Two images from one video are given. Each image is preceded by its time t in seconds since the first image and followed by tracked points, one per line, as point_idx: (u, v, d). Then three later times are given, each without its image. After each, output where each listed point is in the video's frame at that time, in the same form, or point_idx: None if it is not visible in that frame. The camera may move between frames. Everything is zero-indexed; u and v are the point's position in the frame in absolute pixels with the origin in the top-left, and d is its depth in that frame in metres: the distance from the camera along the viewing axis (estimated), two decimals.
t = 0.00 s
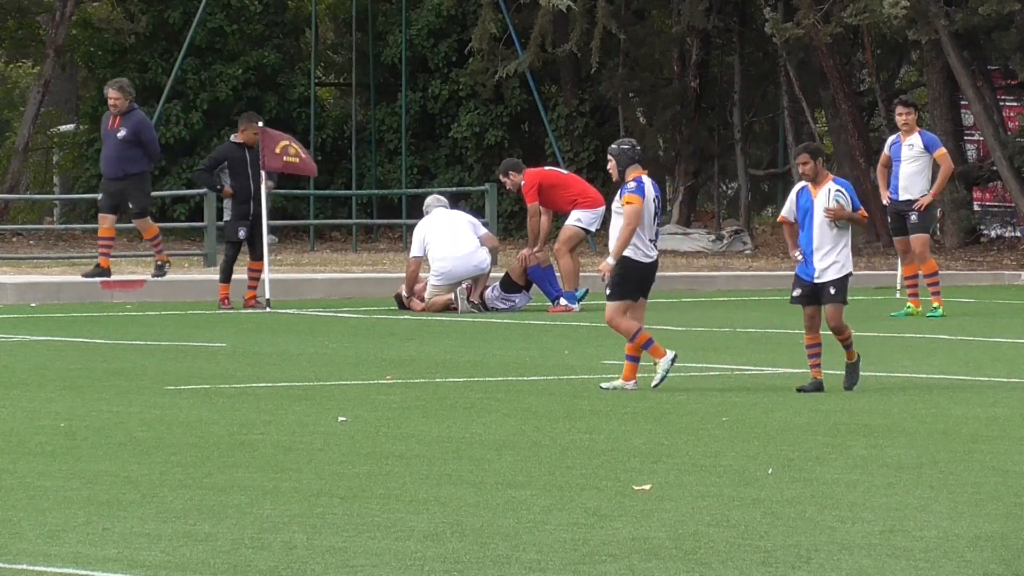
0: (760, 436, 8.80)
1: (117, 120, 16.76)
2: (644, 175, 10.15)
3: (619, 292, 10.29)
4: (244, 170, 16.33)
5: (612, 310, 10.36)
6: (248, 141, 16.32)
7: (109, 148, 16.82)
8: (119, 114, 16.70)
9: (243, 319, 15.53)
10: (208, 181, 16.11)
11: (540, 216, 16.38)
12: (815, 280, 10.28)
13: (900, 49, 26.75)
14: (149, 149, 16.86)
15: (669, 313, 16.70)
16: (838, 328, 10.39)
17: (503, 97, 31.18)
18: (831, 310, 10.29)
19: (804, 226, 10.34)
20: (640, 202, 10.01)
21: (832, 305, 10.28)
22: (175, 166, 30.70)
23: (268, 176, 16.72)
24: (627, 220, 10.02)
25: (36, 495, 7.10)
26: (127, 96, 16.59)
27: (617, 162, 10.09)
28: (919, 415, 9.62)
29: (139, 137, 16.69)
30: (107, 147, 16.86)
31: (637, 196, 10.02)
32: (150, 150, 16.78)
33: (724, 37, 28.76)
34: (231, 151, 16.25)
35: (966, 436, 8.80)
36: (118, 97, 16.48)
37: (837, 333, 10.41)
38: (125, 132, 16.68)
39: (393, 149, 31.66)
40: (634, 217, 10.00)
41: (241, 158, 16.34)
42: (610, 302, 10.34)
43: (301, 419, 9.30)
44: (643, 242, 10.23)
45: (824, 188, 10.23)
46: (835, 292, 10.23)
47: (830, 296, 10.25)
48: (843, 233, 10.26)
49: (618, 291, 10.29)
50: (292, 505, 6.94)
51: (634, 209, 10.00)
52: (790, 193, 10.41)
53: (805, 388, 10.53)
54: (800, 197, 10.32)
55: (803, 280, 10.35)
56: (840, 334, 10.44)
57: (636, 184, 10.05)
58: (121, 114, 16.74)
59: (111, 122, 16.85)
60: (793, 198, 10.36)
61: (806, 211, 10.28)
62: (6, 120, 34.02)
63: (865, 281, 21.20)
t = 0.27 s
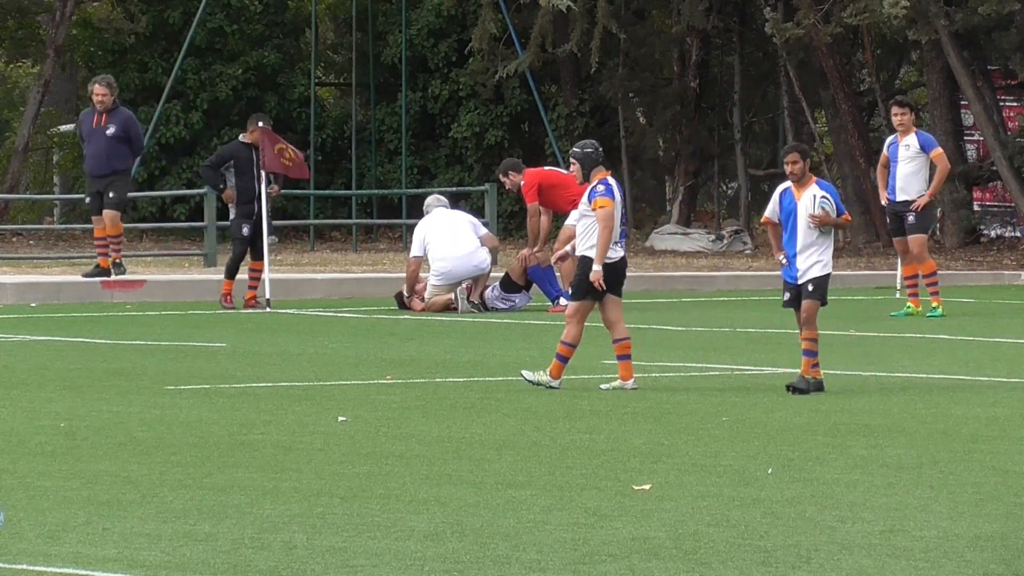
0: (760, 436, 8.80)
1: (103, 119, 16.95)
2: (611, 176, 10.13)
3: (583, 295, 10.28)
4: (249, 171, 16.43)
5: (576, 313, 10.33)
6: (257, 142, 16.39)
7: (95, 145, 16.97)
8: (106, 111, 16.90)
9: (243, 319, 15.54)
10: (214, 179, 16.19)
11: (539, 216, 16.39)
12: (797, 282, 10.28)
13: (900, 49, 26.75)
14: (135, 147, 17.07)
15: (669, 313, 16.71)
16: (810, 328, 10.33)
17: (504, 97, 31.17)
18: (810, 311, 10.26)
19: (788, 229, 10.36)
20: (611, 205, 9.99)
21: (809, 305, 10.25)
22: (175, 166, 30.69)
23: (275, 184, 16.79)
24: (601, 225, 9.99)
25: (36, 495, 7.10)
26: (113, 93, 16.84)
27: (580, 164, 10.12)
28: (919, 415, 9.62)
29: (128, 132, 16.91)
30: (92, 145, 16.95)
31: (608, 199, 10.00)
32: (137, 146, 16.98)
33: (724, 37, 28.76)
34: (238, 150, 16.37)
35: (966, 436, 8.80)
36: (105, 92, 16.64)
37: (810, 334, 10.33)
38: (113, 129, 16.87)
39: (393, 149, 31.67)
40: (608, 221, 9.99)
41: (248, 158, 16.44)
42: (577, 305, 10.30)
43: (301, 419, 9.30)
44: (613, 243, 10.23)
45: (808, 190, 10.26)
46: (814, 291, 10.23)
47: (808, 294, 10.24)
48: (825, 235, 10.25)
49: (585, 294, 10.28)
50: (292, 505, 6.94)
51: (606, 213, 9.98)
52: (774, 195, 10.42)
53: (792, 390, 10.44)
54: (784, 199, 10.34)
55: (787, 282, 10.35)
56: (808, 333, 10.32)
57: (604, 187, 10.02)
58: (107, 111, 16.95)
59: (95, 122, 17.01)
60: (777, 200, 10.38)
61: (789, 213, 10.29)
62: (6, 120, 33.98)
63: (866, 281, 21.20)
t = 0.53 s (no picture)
0: (760, 436, 8.80)
1: (99, 120, 16.85)
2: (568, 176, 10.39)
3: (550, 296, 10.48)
4: (253, 170, 16.40)
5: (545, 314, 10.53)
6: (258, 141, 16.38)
7: (89, 146, 16.85)
8: (103, 113, 16.82)
9: (243, 319, 15.54)
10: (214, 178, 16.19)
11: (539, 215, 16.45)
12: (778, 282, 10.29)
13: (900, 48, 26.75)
14: (127, 153, 17.00)
15: (668, 313, 16.71)
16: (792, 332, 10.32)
17: (504, 97, 31.17)
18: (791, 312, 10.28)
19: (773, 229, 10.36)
20: (564, 208, 10.23)
21: (790, 307, 10.28)
22: (175, 166, 30.68)
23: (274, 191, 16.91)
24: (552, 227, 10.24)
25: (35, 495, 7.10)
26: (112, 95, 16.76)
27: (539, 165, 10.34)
28: (919, 415, 9.62)
29: (123, 137, 16.84)
30: (84, 144, 16.85)
31: (561, 202, 10.24)
32: (131, 151, 16.93)
33: (724, 37, 28.77)
34: (241, 149, 16.35)
35: (966, 436, 8.80)
36: (106, 92, 16.54)
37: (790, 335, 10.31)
38: (110, 131, 16.79)
39: (393, 149, 31.67)
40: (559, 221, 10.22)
41: (251, 158, 16.38)
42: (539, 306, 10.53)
43: (301, 419, 9.30)
44: (568, 241, 10.48)
45: (795, 191, 10.25)
46: (794, 294, 10.25)
47: (789, 296, 10.27)
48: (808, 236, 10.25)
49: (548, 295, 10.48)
50: (292, 505, 6.94)
51: (557, 213, 10.22)
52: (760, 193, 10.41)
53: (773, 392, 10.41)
54: (771, 199, 10.32)
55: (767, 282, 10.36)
56: (790, 337, 10.30)
57: (559, 189, 10.27)
58: (104, 113, 16.85)
59: (89, 123, 16.90)
60: (762, 199, 10.37)
61: (775, 213, 10.28)
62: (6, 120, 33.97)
63: (866, 281, 21.20)
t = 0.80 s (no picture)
0: (760, 436, 8.80)
1: (101, 119, 16.81)
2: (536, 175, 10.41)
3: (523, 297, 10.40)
4: (255, 171, 16.41)
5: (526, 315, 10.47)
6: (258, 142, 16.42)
7: (90, 144, 16.78)
8: (105, 112, 16.78)
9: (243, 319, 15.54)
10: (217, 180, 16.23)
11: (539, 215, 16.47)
12: (772, 281, 10.25)
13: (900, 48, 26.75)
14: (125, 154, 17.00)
15: (668, 313, 16.70)
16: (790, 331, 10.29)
17: (503, 97, 31.16)
18: (785, 311, 10.25)
19: (763, 226, 10.33)
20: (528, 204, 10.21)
21: (788, 307, 10.24)
22: (175, 166, 30.66)
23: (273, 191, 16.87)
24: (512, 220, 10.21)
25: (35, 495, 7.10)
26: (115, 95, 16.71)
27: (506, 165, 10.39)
28: (919, 415, 9.61)
29: (123, 138, 16.83)
30: (83, 142, 16.77)
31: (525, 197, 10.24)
32: (129, 153, 16.95)
33: (724, 37, 28.77)
34: (244, 150, 16.38)
35: (966, 436, 8.79)
36: (113, 91, 16.40)
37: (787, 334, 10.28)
38: (111, 131, 16.78)
39: (393, 149, 31.66)
40: (522, 217, 10.19)
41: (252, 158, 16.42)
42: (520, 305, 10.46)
43: (301, 419, 9.30)
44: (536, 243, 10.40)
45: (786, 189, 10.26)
46: (793, 294, 10.20)
47: (788, 297, 10.21)
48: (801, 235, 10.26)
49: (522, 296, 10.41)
50: (292, 505, 6.94)
51: (521, 209, 10.20)
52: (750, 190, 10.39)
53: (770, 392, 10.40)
54: (763, 196, 10.30)
55: (759, 281, 10.30)
56: (790, 338, 10.29)
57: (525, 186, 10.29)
58: (105, 112, 16.81)
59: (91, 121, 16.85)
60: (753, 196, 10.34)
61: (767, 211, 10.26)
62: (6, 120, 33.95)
63: (866, 281, 21.20)
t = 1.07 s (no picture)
0: (760, 436, 8.80)
1: (101, 120, 16.83)
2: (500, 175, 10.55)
3: (484, 297, 10.39)
4: (255, 172, 16.43)
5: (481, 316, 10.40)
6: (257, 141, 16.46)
7: (93, 145, 16.77)
8: (105, 113, 16.81)
9: (244, 319, 15.54)
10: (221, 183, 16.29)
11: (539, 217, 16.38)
12: (765, 285, 10.23)
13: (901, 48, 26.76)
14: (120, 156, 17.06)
15: (668, 313, 16.71)
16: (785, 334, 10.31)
17: (504, 97, 31.16)
18: (779, 316, 10.27)
19: (749, 231, 10.28)
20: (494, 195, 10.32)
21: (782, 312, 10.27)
22: (175, 166, 30.65)
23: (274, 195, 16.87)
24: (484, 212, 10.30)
25: (36, 495, 7.10)
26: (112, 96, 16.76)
27: (472, 164, 10.51)
28: (919, 415, 9.62)
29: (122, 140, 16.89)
30: (85, 143, 16.74)
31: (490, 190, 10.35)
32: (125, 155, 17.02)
33: (724, 37, 28.78)
34: (244, 150, 16.42)
35: (966, 436, 8.80)
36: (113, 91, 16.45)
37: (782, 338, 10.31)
38: (112, 132, 16.82)
39: (393, 149, 31.65)
40: (494, 210, 10.26)
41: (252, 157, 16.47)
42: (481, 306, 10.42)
43: (302, 419, 9.30)
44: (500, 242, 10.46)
45: (771, 193, 10.24)
46: (786, 299, 10.22)
47: (781, 302, 10.23)
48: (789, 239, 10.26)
49: (484, 296, 10.39)
50: (292, 505, 6.94)
51: (491, 203, 10.27)
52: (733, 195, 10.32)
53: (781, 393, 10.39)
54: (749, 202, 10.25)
55: (751, 286, 10.28)
56: (787, 341, 10.32)
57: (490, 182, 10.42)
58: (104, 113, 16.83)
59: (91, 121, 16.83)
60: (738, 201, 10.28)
61: (754, 216, 10.23)
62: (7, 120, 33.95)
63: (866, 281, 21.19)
